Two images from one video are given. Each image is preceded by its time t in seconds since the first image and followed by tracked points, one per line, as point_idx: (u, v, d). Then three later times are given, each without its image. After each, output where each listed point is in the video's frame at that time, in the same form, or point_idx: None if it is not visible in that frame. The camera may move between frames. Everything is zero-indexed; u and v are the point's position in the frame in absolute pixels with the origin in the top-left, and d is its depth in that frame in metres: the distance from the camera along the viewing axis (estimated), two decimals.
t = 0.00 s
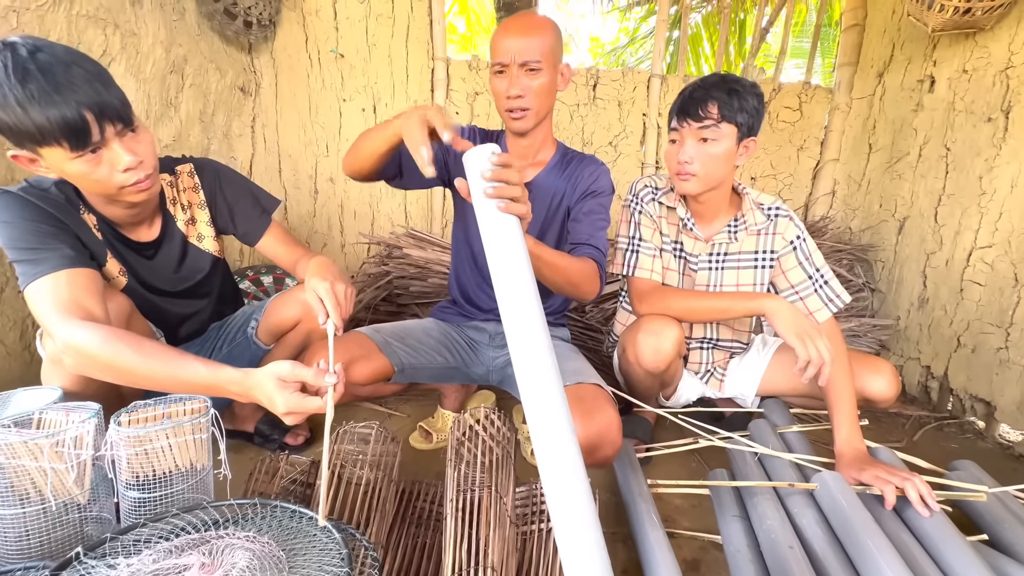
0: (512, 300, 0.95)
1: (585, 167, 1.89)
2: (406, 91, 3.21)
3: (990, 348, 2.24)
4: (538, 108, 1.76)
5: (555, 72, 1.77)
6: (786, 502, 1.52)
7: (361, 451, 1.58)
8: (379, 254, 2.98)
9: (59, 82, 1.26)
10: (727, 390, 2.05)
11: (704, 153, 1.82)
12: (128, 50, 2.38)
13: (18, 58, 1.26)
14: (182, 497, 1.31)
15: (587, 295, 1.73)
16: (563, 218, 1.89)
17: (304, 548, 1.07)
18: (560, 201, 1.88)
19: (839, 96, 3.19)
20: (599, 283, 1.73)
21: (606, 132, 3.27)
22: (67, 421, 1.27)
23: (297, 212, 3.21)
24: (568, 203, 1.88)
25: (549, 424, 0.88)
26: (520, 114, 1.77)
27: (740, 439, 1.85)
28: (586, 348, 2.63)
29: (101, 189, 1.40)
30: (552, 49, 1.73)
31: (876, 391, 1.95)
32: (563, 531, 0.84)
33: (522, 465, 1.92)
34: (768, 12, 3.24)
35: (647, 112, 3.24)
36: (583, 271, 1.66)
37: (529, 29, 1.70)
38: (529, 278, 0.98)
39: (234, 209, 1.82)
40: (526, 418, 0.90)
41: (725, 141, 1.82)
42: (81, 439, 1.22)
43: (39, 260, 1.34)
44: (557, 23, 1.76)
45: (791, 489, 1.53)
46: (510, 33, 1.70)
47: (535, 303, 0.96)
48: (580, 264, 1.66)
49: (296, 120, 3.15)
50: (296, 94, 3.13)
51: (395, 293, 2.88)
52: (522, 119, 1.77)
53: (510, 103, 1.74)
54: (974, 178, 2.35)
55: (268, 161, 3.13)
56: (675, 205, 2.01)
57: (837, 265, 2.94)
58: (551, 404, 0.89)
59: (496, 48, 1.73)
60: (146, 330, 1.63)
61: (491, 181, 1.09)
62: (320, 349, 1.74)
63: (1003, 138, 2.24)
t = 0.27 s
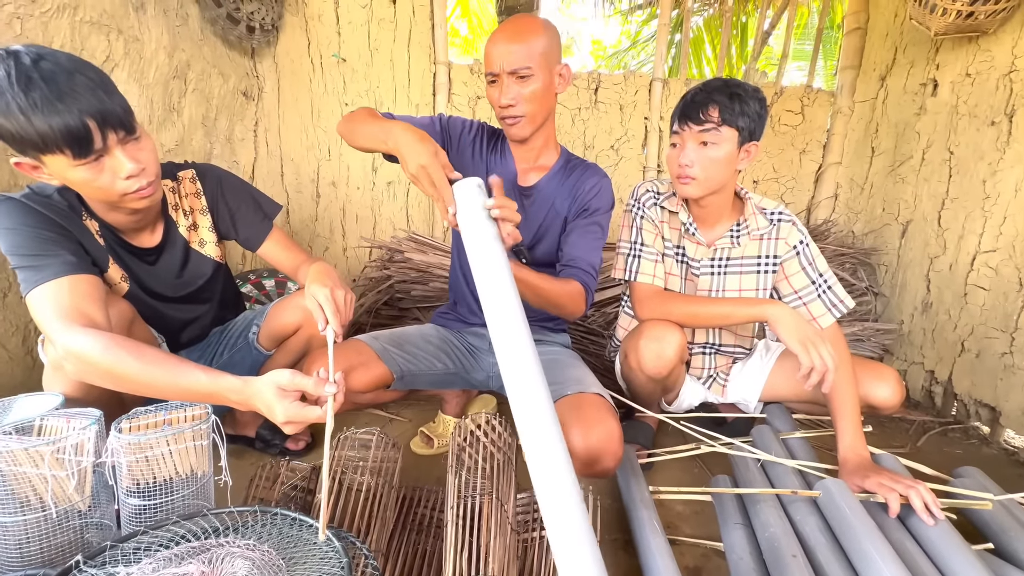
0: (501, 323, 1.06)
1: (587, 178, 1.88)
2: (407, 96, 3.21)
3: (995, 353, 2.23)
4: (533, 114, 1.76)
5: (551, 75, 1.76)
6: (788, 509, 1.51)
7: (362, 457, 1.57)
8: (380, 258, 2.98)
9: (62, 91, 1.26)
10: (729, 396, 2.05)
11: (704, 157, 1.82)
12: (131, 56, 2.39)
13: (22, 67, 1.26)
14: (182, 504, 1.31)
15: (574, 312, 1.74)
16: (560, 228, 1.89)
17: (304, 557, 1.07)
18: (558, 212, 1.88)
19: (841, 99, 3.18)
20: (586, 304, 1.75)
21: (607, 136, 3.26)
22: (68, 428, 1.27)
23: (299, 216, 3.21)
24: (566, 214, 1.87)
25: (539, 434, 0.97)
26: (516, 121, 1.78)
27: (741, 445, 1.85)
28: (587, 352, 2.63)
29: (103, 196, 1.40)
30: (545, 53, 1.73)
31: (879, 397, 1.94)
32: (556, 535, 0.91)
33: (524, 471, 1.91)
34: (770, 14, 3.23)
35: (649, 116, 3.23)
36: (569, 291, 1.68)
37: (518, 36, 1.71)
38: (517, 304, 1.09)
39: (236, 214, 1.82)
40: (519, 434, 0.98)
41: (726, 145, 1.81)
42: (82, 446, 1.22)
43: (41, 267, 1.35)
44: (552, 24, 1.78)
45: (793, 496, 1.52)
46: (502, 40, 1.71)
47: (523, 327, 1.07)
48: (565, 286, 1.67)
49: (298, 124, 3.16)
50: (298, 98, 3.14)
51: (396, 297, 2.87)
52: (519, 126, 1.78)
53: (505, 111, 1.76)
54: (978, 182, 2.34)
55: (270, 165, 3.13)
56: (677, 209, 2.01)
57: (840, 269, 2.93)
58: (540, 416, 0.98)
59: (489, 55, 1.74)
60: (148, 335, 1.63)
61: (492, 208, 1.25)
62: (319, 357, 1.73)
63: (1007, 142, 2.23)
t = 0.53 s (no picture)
0: (508, 327, 1.04)
1: (588, 177, 1.88)
2: (410, 99, 3.22)
3: (1000, 356, 2.22)
4: (535, 118, 1.77)
5: (557, 80, 1.77)
6: (792, 513, 1.50)
7: (365, 461, 1.58)
8: (383, 261, 2.98)
9: (68, 97, 1.27)
10: (732, 399, 2.05)
11: (701, 163, 1.82)
12: (136, 60, 2.40)
13: (28, 74, 1.27)
14: (186, 507, 1.32)
15: (586, 313, 1.74)
16: (563, 231, 1.89)
17: (308, 561, 1.07)
18: (560, 214, 1.88)
19: (843, 101, 3.17)
20: (597, 303, 1.75)
21: (610, 138, 3.26)
22: (73, 431, 1.28)
23: (302, 219, 3.22)
24: (569, 215, 1.87)
25: (548, 439, 0.96)
26: (517, 124, 1.78)
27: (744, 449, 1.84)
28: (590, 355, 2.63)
29: (109, 201, 1.41)
30: (552, 58, 1.73)
31: (883, 401, 1.94)
32: (566, 538, 0.91)
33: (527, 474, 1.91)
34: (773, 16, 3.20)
35: (651, 118, 3.23)
36: (575, 292, 1.68)
37: (525, 39, 1.71)
38: (522, 307, 1.07)
39: (239, 218, 1.83)
40: (527, 438, 0.98)
41: (722, 150, 1.81)
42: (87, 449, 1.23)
43: (47, 272, 1.35)
44: (560, 27, 1.78)
45: (797, 500, 1.52)
46: (509, 42, 1.72)
47: (529, 329, 1.06)
48: (574, 286, 1.68)
49: (302, 127, 3.17)
50: (302, 102, 3.15)
51: (399, 300, 2.88)
52: (520, 130, 1.78)
53: (508, 113, 1.77)
54: (982, 184, 2.33)
55: (273, 168, 3.15)
56: (677, 213, 2.01)
57: (843, 271, 2.92)
58: (549, 420, 0.97)
59: (495, 56, 1.74)
60: (152, 339, 1.64)
61: (486, 215, 1.19)
62: (321, 361, 1.74)
63: (1011, 144, 2.22)
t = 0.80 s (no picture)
0: (492, 334, 1.08)
1: (587, 177, 1.87)
2: (410, 99, 3.22)
3: (1002, 355, 2.21)
4: (530, 118, 1.77)
5: (552, 79, 1.76)
6: (793, 513, 1.50)
7: (365, 461, 1.57)
8: (383, 261, 2.98)
9: (67, 98, 1.27)
10: (732, 399, 2.04)
11: (695, 163, 1.82)
12: (136, 61, 2.40)
13: (28, 74, 1.27)
14: (186, 507, 1.32)
15: (586, 316, 1.74)
16: (561, 230, 1.88)
17: (306, 561, 1.07)
18: (559, 214, 1.88)
19: (844, 100, 3.16)
20: (595, 307, 1.73)
21: (610, 138, 3.26)
22: (72, 431, 1.27)
23: (302, 219, 3.22)
24: (567, 215, 1.87)
25: (539, 440, 0.97)
26: (514, 124, 1.78)
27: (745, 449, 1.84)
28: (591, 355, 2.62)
29: (108, 202, 1.41)
30: (547, 57, 1.73)
31: (884, 401, 1.93)
32: (565, 539, 0.91)
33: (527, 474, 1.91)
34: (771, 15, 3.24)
35: (651, 118, 3.23)
36: (570, 296, 1.67)
37: (520, 38, 1.71)
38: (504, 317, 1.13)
39: (239, 218, 1.83)
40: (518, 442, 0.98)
41: (717, 150, 1.80)
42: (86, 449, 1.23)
43: (46, 272, 1.35)
44: (556, 25, 1.77)
45: (798, 500, 1.51)
46: (504, 42, 1.71)
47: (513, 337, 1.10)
48: (568, 291, 1.67)
49: (302, 127, 3.17)
50: (302, 102, 3.15)
51: (399, 300, 2.88)
52: (516, 129, 1.78)
53: (504, 113, 1.76)
54: (984, 183, 2.33)
55: (273, 168, 3.15)
56: (676, 213, 2.00)
57: (844, 270, 2.91)
58: (538, 423, 0.99)
59: (491, 56, 1.74)
60: (152, 340, 1.64)
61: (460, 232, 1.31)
62: (320, 360, 1.74)
63: (1012, 143, 2.22)
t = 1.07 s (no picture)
0: (495, 333, 1.08)
1: (589, 178, 1.87)
2: (411, 99, 3.23)
3: (1003, 354, 2.21)
4: (532, 120, 1.76)
5: (556, 81, 1.76)
6: (794, 513, 1.50)
7: (365, 460, 1.57)
8: (384, 260, 2.98)
9: (68, 101, 1.27)
10: (733, 399, 2.04)
11: (694, 162, 1.81)
12: (137, 62, 2.40)
13: (29, 78, 1.27)
14: (187, 507, 1.32)
15: (586, 317, 1.74)
16: (562, 231, 1.88)
17: (307, 561, 1.07)
18: (560, 215, 1.88)
19: (846, 98, 3.15)
20: (597, 307, 1.73)
21: (610, 137, 3.26)
22: (74, 432, 1.28)
23: (303, 219, 3.22)
24: (569, 216, 1.87)
25: (541, 438, 0.97)
26: (515, 126, 1.78)
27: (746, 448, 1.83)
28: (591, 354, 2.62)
29: (109, 203, 1.41)
30: (552, 59, 1.73)
31: (885, 400, 1.93)
32: (566, 537, 0.91)
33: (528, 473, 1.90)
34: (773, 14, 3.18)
35: (652, 117, 3.23)
36: (569, 296, 1.67)
37: (525, 40, 1.71)
38: (507, 316, 1.13)
39: (239, 218, 1.83)
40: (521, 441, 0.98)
41: (716, 149, 1.80)
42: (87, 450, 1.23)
43: (46, 272, 1.36)
44: (559, 27, 1.77)
45: (799, 500, 1.51)
46: (509, 43, 1.71)
47: (516, 336, 1.10)
48: (568, 291, 1.66)
49: (302, 127, 3.17)
50: (302, 103, 3.15)
51: (400, 299, 2.88)
52: (517, 130, 1.77)
53: (506, 114, 1.76)
54: (985, 181, 2.32)
55: (274, 168, 3.15)
56: (676, 213, 2.00)
57: (845, 269, 2.91)
58: (541, 422, 0.99)
59: (495, 57, 1.74)
60: (152, 340, 1.64)
61: (460, 234, 1.30)
62: (319, 360, 1.74)
63: (1014, 141, 2.21)
